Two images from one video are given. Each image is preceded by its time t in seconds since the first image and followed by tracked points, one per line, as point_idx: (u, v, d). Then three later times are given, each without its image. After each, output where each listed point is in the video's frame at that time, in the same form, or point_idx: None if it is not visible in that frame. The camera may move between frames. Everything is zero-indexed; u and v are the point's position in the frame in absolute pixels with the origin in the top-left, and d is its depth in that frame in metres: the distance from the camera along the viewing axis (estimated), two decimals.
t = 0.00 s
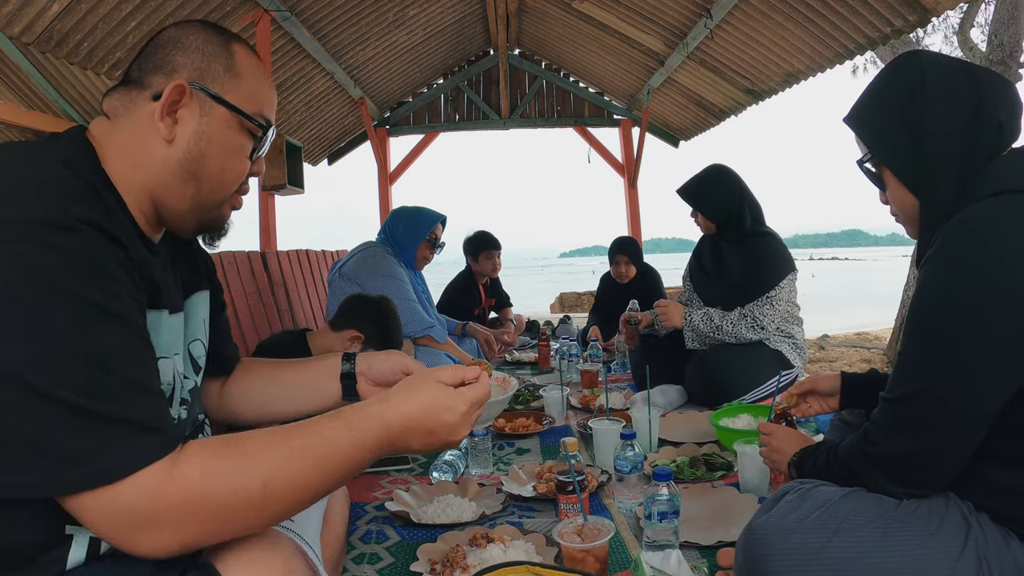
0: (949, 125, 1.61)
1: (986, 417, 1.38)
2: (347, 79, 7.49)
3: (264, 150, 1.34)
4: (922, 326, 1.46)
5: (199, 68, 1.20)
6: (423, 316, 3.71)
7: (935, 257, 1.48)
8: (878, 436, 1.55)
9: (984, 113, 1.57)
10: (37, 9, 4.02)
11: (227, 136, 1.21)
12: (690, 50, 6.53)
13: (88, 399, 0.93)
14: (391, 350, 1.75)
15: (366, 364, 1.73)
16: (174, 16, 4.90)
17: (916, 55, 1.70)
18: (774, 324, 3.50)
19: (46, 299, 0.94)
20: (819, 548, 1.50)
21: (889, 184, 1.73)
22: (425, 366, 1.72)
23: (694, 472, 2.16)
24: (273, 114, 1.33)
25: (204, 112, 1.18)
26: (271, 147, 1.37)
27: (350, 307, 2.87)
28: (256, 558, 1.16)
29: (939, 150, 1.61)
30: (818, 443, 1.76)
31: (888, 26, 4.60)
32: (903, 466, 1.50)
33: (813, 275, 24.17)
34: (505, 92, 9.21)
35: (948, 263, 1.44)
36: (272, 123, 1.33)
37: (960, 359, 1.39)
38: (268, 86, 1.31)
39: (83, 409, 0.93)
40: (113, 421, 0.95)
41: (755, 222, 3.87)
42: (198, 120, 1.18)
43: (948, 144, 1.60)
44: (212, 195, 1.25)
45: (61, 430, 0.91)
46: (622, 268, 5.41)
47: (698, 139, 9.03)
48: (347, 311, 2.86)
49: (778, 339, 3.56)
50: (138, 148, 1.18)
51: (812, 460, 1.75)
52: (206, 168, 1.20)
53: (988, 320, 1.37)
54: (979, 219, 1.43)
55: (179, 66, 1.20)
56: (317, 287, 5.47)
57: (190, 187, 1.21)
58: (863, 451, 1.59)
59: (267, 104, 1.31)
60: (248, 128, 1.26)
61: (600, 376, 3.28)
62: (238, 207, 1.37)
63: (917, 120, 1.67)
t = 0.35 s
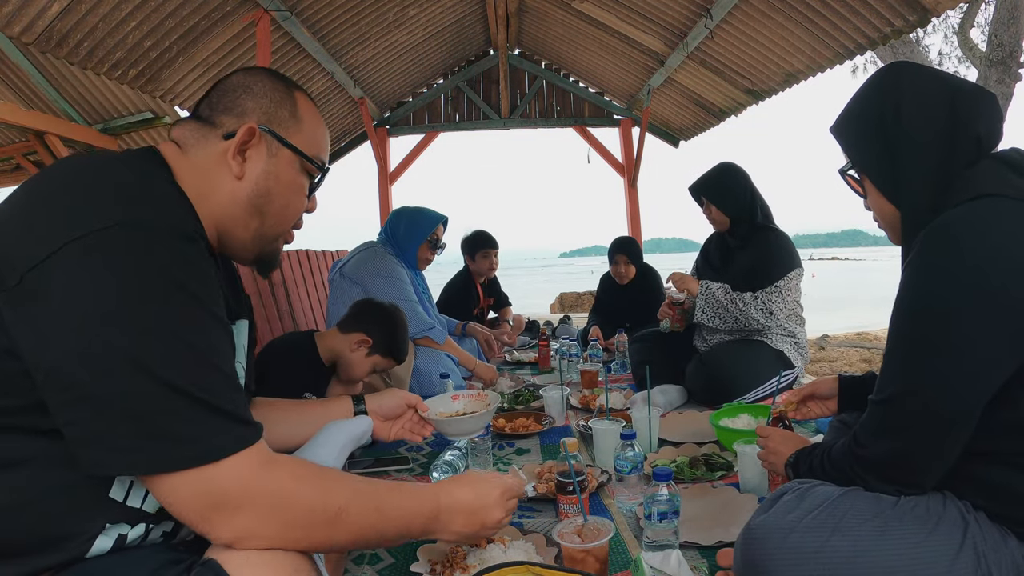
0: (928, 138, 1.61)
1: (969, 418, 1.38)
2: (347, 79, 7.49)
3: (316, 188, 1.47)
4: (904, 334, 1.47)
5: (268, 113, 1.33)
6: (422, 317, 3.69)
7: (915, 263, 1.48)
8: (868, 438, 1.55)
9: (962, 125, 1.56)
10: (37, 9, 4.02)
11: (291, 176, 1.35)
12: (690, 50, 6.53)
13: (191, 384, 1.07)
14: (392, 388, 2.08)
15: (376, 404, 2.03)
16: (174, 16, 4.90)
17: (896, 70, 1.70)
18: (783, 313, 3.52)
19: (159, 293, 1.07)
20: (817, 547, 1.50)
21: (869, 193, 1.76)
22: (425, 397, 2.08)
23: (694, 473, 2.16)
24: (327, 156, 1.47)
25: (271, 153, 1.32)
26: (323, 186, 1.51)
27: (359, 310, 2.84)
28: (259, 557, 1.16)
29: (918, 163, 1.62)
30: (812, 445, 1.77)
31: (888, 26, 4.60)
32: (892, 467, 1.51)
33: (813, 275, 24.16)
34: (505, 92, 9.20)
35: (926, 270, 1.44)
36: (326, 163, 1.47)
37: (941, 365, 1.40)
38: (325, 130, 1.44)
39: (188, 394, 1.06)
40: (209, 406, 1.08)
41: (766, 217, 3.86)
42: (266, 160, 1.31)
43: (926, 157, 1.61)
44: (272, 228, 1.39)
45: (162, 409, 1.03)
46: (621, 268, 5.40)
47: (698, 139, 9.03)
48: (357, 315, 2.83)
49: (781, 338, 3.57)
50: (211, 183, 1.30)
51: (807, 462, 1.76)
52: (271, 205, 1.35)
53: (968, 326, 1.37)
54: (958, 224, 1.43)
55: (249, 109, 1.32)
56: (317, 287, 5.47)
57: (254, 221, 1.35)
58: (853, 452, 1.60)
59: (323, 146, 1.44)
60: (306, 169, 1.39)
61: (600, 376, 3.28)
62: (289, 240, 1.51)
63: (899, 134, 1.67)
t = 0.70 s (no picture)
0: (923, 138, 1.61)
1: (965, 418, 1.38)
2: (347, 79, 7.49)
3: (336, 202, 1.48)
4: (899, 335, 1.47)
5: (292, 128, 1.34)
6: (422, 317, 3.70)
7: (910, 264, 1.48)
8: (865, 441, 1.56)
9: (957, 126, 1.56)
10: (37, 9, 4.02)
11: (314, 190, 1.36)
12: (690, 50, 6.54)
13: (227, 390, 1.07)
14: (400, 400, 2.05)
15: (382, 414, 2.00)
16: (173, 16, 4.90)
17: (893, 70, 1.70)
18: (791, 312, 3.56)
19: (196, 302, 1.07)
20: (818, 546, 1.50)
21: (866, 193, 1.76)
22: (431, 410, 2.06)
23: (694, 473, 2.16)
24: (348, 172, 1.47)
25: (295, 167, 1.33)
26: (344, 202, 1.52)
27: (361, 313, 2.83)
28: (259, 558, 1.16)
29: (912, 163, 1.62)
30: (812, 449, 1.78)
31: (888, 26, 4.60)
32: (890, 469, 1.51)
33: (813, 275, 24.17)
34: (505, 92, 9.20)
35: (921, 271, 1.44)
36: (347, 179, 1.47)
37: (935, 366, 1.40)
38: (348, 147, 1.44)
39: (222, 399, 1.06)
40: (243, 411, 1.08)
41: (771, 214, 3.87)
42: (290, 175, 1.32)
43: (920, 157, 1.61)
44: (293, 241, 1.39)
45: (194, 415, 1.03)
46: (621, 268, 5.40)
47: (698, 139, 9.03)
48: (357, 316, 2.83)
49: (783, 338, 3.58)
50: (235, 195, 1.30)
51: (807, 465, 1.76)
52: (294, 219, 1.35)
53: (962, 327, 1.37)
54: (953, 224, 1.43)
55: (274, 124, 1.33)
56: (317, 287, 5.48)
57: (277, 234, 1.35)
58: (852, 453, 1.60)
59: (345, 163, 1.45)
60: (328, 184, 1.40)
61: (600, 376, 3.29)
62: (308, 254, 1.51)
63: (895, 135, 1.67)
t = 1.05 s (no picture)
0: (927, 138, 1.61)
1: (966, 419, 1.38)
2: (346, 79, 7.50)
3: (330, 195, 1.48)
4: (901, 336, 1.48)
5: (285, 124, 1.34)
6: (423, 318, 3.70)
7: (913, 265, 1.48)
8: (866, 442, 1.56)
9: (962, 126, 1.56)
10: (37, 9, 4.01)
11: (307, 185, 1.36)
12: (690, 50, 6.53)
13: (216, 392, 1.06)
14: (402, 404, 2.05)
15: (382, 417, 2.00)
16: (173, 16, 4.89)
17: (899, 70, 1.69)
18: (792, 313, 3.56)
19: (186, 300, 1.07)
20: (820, 546, 1.49)
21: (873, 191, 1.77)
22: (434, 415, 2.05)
23: (694, 473, 2.16)
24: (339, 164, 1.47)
25: (288, 163, 1.33)
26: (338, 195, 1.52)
27: (354, 309, 2.80)
28: (257, 559, 1.16)
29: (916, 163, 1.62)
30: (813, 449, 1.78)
31: (888, 26, 4.60)
32: (890, 470, 1.52)
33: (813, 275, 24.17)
34: (505, 92, 9.20)
35: (923, 272, 1.44)
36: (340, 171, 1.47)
37: (937, 368, 1.40)
38: (341, 141, 1.44)
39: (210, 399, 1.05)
40: (231, 412, 1.08)
41: (774, 215, 3.86)
42: (282, 170, 1.32)
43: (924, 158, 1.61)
44: (288, 236, 1.39)
45: (191, 416, 1.03)
46: (620, 268, 5.38)
47: (698, 139, 9.03)
48: (350, 313, 2.80)
49: (783, 339, 3.58)
50: (229, 192, 1.30)
51: (809, 465, 1.76)
52: (287, 214, 1.35)
53: (964, 329, 1.37)
54: (956, 226, 1.43)
55: (266, 120, 1.33)
56: (318, 286, 5.48)
57: (271, 230, 1.35)
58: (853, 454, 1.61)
59: (337, 156, 1.45)
60: (321, 177, 1.40)
61: (601, 376, 3.28)
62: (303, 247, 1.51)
63: (901, 135, 1.67)
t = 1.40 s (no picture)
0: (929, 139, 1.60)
1: (968, 420, 1.38)
2: (347, 79, 7.49)
3: (331, 196, 1.48)
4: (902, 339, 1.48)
5: (287, 125, 1.34)
6: (440, 316, 3.73)
7: (915, 267, 1.48)
8: (867, 444, 1.56)
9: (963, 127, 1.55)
10: (37, 10, 4.02)
11: (309, 186, 1.36)
12: (690, 50, 6.53)
13: (205, 399, 1.06)
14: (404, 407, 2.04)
15: (382, 419, 2.00)
16: (173, 16, 4.89)
17: (900, 71, 1.69)
18: (795, 305, 3.54)
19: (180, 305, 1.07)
20: (821, 546, 1.49)
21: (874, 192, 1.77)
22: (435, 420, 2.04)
23: (694, 473, 2.16)
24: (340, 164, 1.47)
25: (290, 164, 1.33)
26: (338, 196, 1.52)
27: (346, 307, 2.82)
28: (255, 560, 1.16)
29: (918, 164, 1.62)
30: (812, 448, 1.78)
31: (888, 26, 4.60)
32: (889, 472, 1.52)
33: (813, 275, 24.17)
34: (505, 92, 9.20)
35: (924, 275, 1.44)
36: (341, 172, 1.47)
37: (938, 372, 1.40)
38: (341, 142, 1.44)
39: (196, 406, 1.05)
40: (221, 419, 1.08)
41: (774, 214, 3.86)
42: (285, 172, 1.32)
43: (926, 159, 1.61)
44: (289, 238, 1.39)
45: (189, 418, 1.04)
46: (623, 264, 5.39)
47: (698, 139, 9.03)
48: (342, 310, 2.82)
49: (782, 336, 3.57)
50: (232, 194, 1.30)
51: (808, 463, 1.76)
52: (290, 215, 1.35)
53: (964, 332, 1.37)
54: (957, 228, 1.43)
55: (267, 121, 1.33)
56: (318, 287, 5.47)
57: (274, 231, 1.35)
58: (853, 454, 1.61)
59: (338, 157, 1.45)
60: (323, 178, 1.40)
61: (600, 376, 3.29)
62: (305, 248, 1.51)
63: (902, 137, 1.67)
